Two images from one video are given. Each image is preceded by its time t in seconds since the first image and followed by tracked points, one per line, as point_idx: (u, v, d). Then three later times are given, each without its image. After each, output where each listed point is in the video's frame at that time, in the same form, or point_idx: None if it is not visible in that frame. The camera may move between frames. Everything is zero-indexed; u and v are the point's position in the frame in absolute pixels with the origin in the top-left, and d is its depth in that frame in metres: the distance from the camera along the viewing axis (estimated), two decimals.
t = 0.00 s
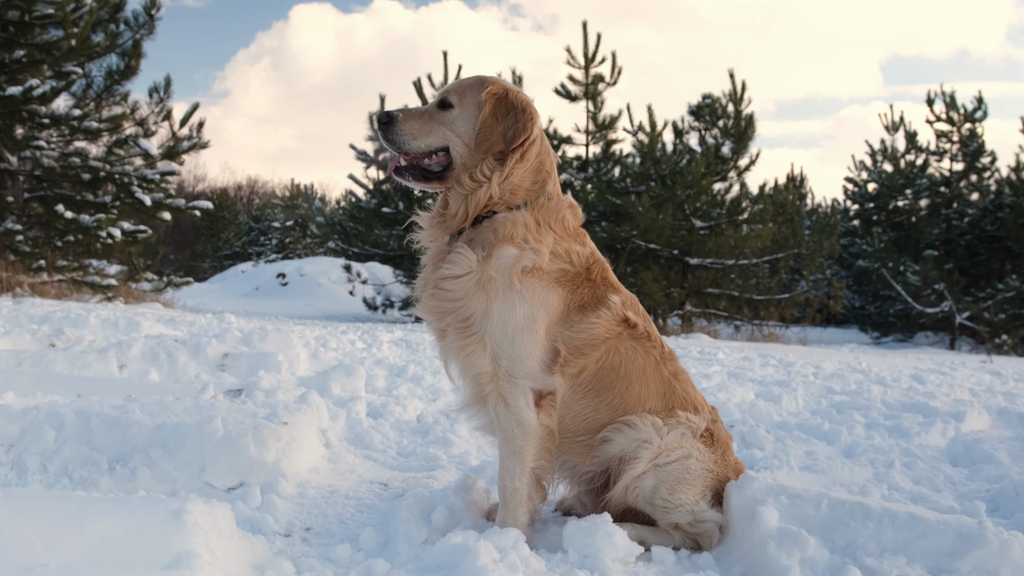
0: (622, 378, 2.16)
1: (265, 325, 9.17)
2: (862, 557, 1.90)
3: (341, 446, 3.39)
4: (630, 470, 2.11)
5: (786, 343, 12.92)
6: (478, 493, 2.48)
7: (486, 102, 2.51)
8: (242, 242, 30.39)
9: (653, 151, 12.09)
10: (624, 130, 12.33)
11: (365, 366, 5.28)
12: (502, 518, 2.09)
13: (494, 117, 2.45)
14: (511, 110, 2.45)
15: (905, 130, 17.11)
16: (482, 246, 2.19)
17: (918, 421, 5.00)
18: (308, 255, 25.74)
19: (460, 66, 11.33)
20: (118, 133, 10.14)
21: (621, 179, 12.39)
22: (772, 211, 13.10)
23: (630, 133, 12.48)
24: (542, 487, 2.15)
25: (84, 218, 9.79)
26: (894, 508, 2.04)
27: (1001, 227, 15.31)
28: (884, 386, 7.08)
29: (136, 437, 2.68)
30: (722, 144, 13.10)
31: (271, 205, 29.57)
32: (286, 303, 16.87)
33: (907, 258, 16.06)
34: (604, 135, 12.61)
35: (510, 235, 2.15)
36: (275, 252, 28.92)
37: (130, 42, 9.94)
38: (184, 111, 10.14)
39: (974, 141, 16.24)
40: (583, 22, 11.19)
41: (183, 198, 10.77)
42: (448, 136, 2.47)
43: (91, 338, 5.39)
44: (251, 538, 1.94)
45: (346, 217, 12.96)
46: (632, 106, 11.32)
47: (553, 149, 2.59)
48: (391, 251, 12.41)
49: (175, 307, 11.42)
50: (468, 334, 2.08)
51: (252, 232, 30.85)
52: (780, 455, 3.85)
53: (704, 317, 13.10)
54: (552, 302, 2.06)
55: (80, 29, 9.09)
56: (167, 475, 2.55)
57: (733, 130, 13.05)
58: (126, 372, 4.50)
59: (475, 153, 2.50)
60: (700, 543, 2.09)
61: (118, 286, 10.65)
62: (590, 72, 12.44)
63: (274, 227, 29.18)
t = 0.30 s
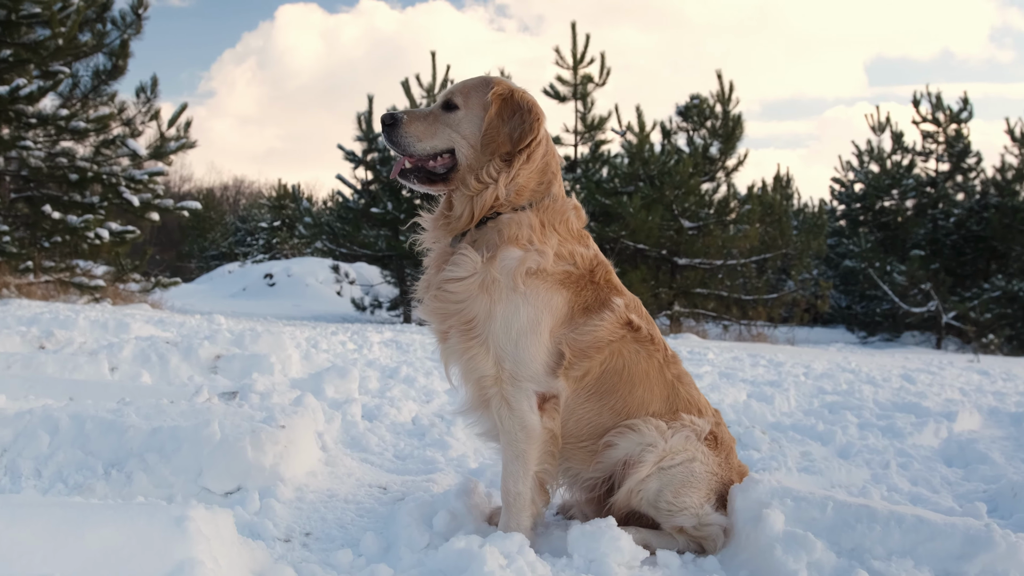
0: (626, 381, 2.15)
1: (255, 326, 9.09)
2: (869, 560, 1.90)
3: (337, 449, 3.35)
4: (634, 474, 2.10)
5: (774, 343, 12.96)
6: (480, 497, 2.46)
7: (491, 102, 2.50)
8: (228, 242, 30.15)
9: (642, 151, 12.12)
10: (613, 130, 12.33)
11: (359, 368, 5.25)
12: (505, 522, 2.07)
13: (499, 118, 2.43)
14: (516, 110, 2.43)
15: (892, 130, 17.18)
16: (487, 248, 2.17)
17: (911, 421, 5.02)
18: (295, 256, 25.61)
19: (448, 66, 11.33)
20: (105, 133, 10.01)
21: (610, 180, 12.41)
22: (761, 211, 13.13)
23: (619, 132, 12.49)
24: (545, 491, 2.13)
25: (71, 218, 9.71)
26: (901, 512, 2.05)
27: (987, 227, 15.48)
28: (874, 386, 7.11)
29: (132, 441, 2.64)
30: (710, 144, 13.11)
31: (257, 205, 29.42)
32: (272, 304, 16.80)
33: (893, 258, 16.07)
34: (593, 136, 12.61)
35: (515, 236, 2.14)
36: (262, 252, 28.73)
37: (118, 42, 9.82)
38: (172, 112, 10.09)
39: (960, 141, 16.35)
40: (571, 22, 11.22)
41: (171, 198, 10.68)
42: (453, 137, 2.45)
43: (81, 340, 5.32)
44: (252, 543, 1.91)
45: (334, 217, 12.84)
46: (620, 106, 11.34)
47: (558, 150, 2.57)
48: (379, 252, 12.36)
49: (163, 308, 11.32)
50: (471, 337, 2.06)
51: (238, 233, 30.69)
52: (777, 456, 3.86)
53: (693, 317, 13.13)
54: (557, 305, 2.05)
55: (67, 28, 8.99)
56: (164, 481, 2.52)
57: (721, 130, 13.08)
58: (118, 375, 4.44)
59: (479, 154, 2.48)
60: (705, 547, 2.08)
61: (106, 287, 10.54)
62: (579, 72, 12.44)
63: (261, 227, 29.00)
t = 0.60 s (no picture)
0: (631, 383, 2.14)
1: (246, 326, 9.03)
2: (877, 563, 1.91)
3: (336, 451, 3.33)
4: (639, 477, 2.09)
5: (766, 343, 12.98)
6: (482, 500, 2.44)
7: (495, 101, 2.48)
8: (218, 242, 29.95)
9: (633, 151, 12.15)
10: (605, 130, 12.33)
11: (353, 368, 5.22)
12: (509, 526, 2.05)
13: (503, 117, 2.42)
14: (520, 108, 2.41)
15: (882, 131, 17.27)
16: (491, 249, 2.15)
17: (906, 422, 5.03)
18: (285, 256, 25.47)
19: (438, 65, 11.36)
20: (96, 132, 9.90)
21: (601, 179, 12.42)
22: (751, 211, 13.16)
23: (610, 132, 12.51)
24: (549, 494, 2.12)
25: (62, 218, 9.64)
26: (908, 513, 2.05)
27: (976, 227, 15.59)
28: (868, 387, 7.11)
29: (129, 444, 2.60)
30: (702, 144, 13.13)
31: (247, 205, 29.27)
32: (262, 304, 16.73)
33: (883, 258, 16.15)
34: (584, 136, 12.61)
35: (520, 236, 2.12)
36: (251, 252, 28.56)
37: (108, 41, 9.75)
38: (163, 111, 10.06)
39: (949, 142, 16.44)
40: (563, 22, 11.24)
41: (162, 198, 10.60)
42: (456, 135, 2.43)
43: (73, 341, 5.26)
44: (253, 548, 1.89)
45: (324, 217, 12.76)
46: (611, 106, 11.36)
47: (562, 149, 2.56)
48: (370, 251, 12.30)
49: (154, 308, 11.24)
50: (475, 339, 2.04)
51: (227, 233, 30.52)
52: (775, 457, 3.86)
53: (684, 317, 13.14)
54: (562, 306, 2.03)
55: (57, 27, 8.93)
56: (162, 484, 2.48)
57: (712, 130, 13.11)
58: (112, 376, 4.38)
59: (483, 153, 2.46)
60: (709, 550, 2.07)
61: (96, 287, 10.47)
62: (570, 72, 12.44)
63: (250, 227, 28.86)
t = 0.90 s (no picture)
0: (638, 389, 2.12)
1: (238, 328, 8.98)
2: (886, 570, 1.91)
3: (335, 457, 3.30)
4: (646, 484, 2.07)
5: (756, 343, 12.99)
6: (486, 507, 2.42)
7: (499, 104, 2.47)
8: (207, 242, 29.79)
9: (624, 151, 12.17)
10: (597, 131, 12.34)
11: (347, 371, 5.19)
12: (514, 533, 2.03)
13: (508, 119, 2.41)
14: (524, 111, 2.40)
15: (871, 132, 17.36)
16: (497, 254, 2.13)
17: (903, 424, 5.02)
18: (276, 256, 25.35)
19: (430, 66, 11.36)
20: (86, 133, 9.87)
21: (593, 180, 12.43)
22: (742, 212, 13.19)
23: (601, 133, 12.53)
24: (555, 501, 2.10)
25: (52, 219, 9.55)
26: (918, 521, 2.06)
27: (966, 228, 15.67)
28: (863, 388, 7.12)
29: (127, 451, 2.57)
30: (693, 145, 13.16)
31: (237, 205, 29.11)
32: (253, 304, 16.65)
33: (873, 258, 16.26)
34: (576, 136, 12.62)
35: (526, 242, 2.10)
36: (241, 252, 28.42)
37: (98, 41, 9.69)
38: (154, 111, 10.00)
39: (939, 142, 16.52)
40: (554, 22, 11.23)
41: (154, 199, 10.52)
42: (460, 138, 2.42)
43: (66, 344, 5.20)
44: (257, 558, 1.86)
45: (315, 217, 12.70)
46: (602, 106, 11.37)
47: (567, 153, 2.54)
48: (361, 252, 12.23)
49: (145, 310, 11.15)
50: (481, 345, 2.02)
51: (217, 233, 30.37)
52: (775, 461, 3.84)
53: (676, 317, 13.14)
54: (569, 311, 2.01)
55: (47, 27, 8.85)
56: (160, 491, 2.45)
57: (703, 131, 13.13)
58: (107, 380, 4.34)
59: (487, 156, 2.45)
60: (716, 558, 2.06)
61: (87, 288, 10.38)
62: (562, 72, 12.44)
63: (241, 227, 28.71)
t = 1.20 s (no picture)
0: (645, 399, 2.11)
1: (233, 330, 8.93)
2: None
3: (336, 464, 3.27)
4: (653, 494, 2.06)
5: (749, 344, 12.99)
6: (491, 518, 2.40)
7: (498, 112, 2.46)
8: (200, 242, 29.63)
9: (617, 152, 12.20)
10: (590, 131, 12.35)
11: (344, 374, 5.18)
12: (521, 545, 2.01)
13: (505, 127, 2.40)
14: (522, 117, 2.38)
15: (864, 132, 17.44)
16: (501, 264, 2.12)
17: (901, 427, 5.02)
18: (268, 256, 25.24)
19: (423, 66, 11.43)
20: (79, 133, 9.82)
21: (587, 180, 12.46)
22: (735, 212, 13.21)
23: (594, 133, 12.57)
24: (561, 512, 2.09)
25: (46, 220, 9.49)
26: (927, 531, 2.07)
27: (958, 228, 15.72)
28: (858, 390, 7.12)
29: (127, 460, 2.55)
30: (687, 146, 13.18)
31: (230, 205, 28.98)
32: (247, 305, 16.60)
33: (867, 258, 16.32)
34: (569, 137, 12.63)
35: (531, 252, 2.09)
36: (234, 252, 28.30)
37: (91, 41, 9.66)
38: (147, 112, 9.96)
39: (931, 143, 16.58)
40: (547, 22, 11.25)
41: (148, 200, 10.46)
42: (459, 149, 2.42)
43: (62, 349, 5.16)
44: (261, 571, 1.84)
45: (308, 217, 12.67)
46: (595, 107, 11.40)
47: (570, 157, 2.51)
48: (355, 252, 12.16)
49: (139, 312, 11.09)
50: (486, 355, 2.01)
51: (210, 233, 30.24)
52: (776, 466, 3.84)
53: (670, 318, 13.13)
54: (574, 322, 2.00)
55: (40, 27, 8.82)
56: (161, 500, 2.42)
57: (697, 132, 13.14)
58: (103, 385, 4.30)
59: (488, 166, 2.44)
60: (723, 568, 2.05)
61: (81, 289, 10.33)
62: (555, 73, 12.45)
63: (233, 227, 28.59)
